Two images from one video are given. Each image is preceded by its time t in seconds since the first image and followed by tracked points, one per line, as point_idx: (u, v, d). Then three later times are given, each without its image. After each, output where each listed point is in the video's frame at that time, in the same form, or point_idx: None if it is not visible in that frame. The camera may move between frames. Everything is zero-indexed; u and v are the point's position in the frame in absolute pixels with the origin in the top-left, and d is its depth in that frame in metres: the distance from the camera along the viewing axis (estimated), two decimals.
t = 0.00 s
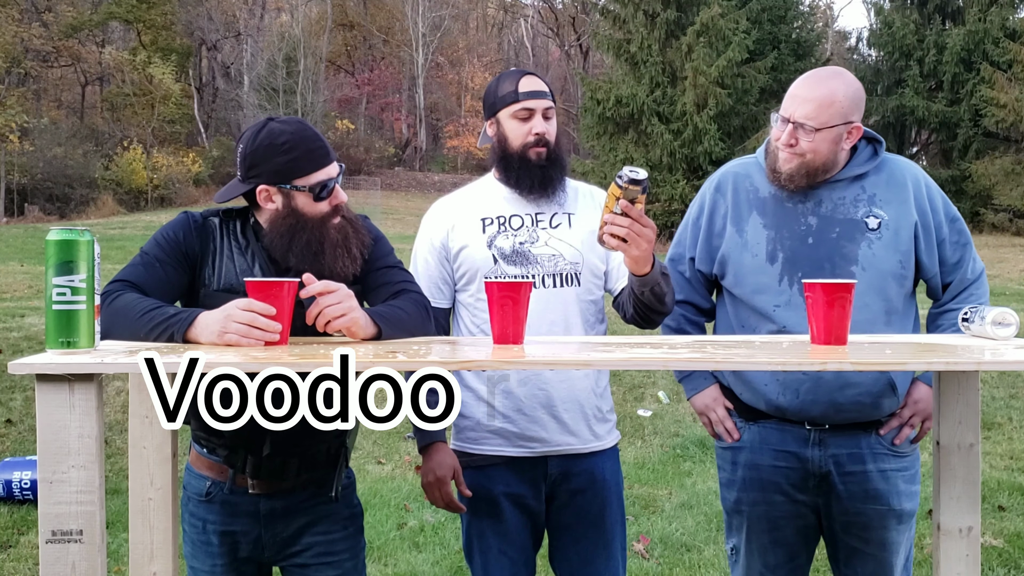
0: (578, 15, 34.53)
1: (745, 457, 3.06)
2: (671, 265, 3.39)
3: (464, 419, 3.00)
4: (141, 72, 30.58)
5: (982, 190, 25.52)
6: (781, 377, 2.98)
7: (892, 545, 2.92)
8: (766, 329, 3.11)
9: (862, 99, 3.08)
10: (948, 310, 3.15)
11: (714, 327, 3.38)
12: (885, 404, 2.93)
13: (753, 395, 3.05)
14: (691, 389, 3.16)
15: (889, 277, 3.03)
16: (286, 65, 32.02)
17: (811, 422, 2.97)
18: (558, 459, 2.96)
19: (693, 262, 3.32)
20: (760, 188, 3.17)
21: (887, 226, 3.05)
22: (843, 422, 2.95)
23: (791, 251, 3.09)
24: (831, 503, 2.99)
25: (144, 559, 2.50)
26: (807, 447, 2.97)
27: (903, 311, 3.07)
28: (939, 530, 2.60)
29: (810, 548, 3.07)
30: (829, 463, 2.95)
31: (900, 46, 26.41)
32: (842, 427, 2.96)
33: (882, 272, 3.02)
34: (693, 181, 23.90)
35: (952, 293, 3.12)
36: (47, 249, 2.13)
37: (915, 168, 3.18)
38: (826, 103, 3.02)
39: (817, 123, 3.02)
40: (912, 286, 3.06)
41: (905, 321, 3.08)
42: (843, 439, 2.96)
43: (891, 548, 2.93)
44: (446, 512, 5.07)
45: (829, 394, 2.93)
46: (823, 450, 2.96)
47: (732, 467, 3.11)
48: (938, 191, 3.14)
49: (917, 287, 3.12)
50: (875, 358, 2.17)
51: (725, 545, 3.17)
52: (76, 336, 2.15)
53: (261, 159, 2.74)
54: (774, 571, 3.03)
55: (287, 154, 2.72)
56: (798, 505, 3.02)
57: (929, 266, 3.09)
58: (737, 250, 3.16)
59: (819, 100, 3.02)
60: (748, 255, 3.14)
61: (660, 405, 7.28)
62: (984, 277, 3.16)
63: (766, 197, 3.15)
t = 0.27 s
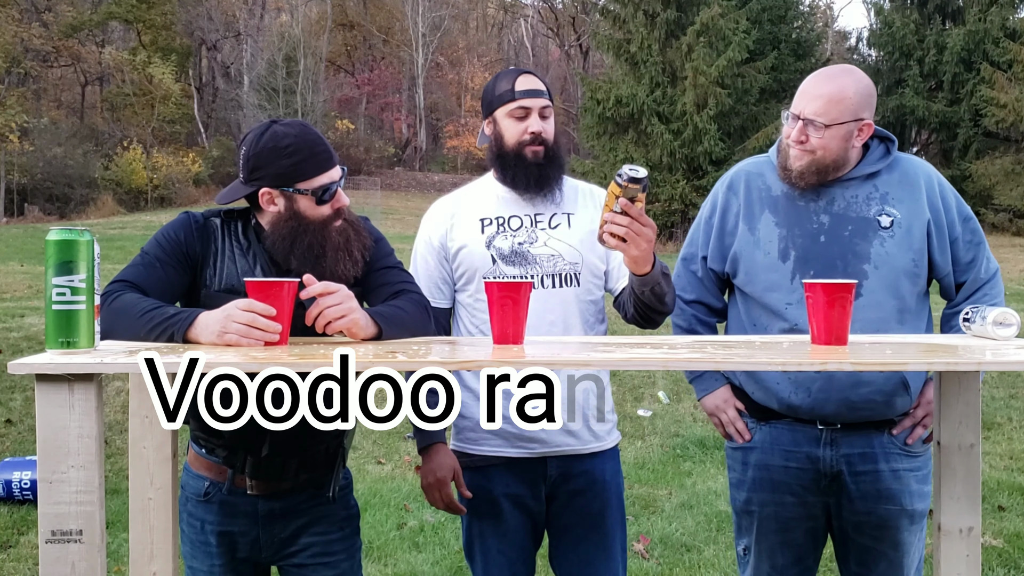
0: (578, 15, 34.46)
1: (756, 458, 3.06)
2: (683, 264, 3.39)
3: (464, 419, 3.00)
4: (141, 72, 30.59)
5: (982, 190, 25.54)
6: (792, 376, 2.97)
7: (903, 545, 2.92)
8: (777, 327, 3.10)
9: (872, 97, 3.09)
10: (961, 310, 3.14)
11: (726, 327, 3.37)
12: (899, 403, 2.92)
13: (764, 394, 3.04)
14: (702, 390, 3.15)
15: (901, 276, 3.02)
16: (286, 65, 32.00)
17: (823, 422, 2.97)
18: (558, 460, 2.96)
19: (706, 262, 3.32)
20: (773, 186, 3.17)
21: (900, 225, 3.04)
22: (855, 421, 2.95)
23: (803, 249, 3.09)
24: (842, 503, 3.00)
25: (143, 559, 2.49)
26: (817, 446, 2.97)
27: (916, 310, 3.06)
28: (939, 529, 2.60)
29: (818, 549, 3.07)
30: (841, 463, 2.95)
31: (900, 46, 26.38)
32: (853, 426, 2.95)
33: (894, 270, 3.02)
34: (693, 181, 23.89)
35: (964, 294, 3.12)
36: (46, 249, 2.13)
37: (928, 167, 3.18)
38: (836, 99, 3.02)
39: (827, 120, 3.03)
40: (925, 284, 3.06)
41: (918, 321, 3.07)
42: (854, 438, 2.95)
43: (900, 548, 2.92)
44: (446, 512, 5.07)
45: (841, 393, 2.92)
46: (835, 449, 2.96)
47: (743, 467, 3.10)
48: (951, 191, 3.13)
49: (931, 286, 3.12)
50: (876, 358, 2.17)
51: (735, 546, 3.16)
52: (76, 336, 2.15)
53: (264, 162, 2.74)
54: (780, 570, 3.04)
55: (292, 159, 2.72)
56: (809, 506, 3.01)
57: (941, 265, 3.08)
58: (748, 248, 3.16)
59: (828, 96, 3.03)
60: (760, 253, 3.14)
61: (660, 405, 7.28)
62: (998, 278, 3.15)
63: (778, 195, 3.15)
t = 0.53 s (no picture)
0: (578, 15, 34.43)
1: (759, 459, 3.06)
2: (689, 263, 3.39)
3: (464, 420, 3.00)
4: (141, 72, 30.59)
5: (982, 190, 25.55)
6: (796, 377, 2.98)
7: (905, 544, 2.92)
8: (781, 327, 3.10)
9: (878, 96, 3.09)
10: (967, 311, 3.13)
11: (731, 327, 3.37)
12: (903, 403, 2.92)
13: (767, 394, 3.05)
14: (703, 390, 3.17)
15: (907, 276, 3.02)
16: (286, 65, 32.02)
17: (826, 421, 2.98)
18: (558, 461, 2.96)
19: (712, 261, 3.32)
20: (778, 186, 3.18)
21: (906, 226, 3.04)
22: (859, 421, 2.95)
23: (808, 248, 3.09)
24: (845, 503, 3.00)
25: (143, 559, 2.49)
26: (817, 446, 2.98)
27: (921, 310, 3.06)
28: (939, 529, 2.60)
29: (821, 549, 3.06)
30: (843, 463, 2.96)
31: (900, 46, 26.38)
32: (853, 426, 2.96)
33: (899, 271, 3.02)
34: (693, 181, 23.91)
35: (971, 294, 3.11)
36: (46, 249, 2.13)
37: (935, 168, 3.17)
38: (841, 98, 3.02)
39: (832, 119, 3.03)
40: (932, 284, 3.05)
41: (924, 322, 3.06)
42: (855, 438, 2.96)
43: (902, 548, 2.92)
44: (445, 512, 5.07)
45: (843, 393, 2.93)
46: (839, 449, 2.96)
47: (747, 466, 3.10)
48: (957, 192, 3.13)
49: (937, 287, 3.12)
50: (878, 358, 2.17)
51: (738, 545, 3.16)
52: (75, 336, 2.15)
53: (266, 161, 2.73)
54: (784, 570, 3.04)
55: (294, 159, 2.72)
56: (812, 506, 3.02)
57: (947, 265, 3.08)
58: (754, 247, 3.16)
59: (832, 96, 3.03)
60: (765, 252, 3.14)
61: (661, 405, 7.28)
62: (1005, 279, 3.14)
63: (783, 194, 3.16)
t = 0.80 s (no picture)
0: (578, 15, 34.42)
1: (758, 459, 3.06)
2: (690, 263, 3.40)
3: (464, 420, 3.00)
4: (141, 72, 30.58)
5: (982, 191, 25.56)
6: (795, 377, 2.98)
7: (905, 544, 2.91)
8: (781, 327, 3.11)
9: (879, 97, 3.08)
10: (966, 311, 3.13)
11: (731, 327, 3.37)
12: (903, 403, 2.92)
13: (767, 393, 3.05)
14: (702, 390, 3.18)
15: (907, 276, 3.03)
16: (286, 65, 32.05)
17: (826, 421, 2.97)
18: (558, 462, 2.96)
19: (712, 261, 3.32)
20: (779, 186, 3.17)
21: (905, 226, 3.05)
22: (858, 421, 2.95)
23: (809, 248, 3.09)
24: (845, 502, 3.00)
25: (143, 559, 2.49)
26: (816, 446, 2.98)
27: (921, 311, 3.06)
28: (939, 529, 2.60)
29: (821, 548, 3.07)
30: (843, 462, 2.96)
31: (900, 46, 26.37)
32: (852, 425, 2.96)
33: (899, 271, 3.02)
34: (693, 181, 23.91)
35: (970, 294, 3.11)
36: (46, 249, 2.14)
37: (935, 169, 3.17)
38: (843, 98, 3.02)
39: (834, 119, 3.02)
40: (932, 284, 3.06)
41: (925, 322, 3.07)
42: (854, 437, 2.96)
43: (903, 547, 2.92)
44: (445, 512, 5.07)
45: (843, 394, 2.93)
46: (839, 448, 2.96)
47: (746, 466, 3.11)
48: (958, 193, 3.13)
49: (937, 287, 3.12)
50: (879, 358, 2.17)
51: (738, 544, 3.17)
52: (75, 336, 2.16)
53: (268, 163, 2.73)
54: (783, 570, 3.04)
55: (295, 162, 2.72)
56: (812, 506, 3.02)
57: (947, 265, 3.08)
58: (754, 247, 3.16)
59: (834, 95, 3.02)
60: (765, 253, 3.15)
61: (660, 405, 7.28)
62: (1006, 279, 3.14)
63: (784, 194, 3.16)
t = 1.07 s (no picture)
0: (578, 15, 34.41)
1: (757, 458, 3.06)
2: (686, 263, 3.39)
3: (465, 420, 2.99)
4: (141, 72, 30.55)
5: (982, 190, 25.56)
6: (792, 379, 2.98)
7: (905, 544, 2.91)
8: (779, 327, 3.10)
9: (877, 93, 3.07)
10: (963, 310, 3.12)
11: (728, 327, 3.37)
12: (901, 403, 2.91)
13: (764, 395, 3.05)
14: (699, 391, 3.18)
15: (904, 275, 3.02)
16: (286, 65, 32.08)
17: (825, 421, 2.97)
18: (559, 463, 2.96)
19: (709, 261, 3.32)
20: (776, 186, 3.17)
21: (903, 224, 3.04)
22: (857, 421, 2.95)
23: (806, 248, 3.09)
24: (843, 502, 3.00)
25: (143, 560, 2.49)
26: (815, 447, 2.97)
27: (919, 310, 3.06)
28: (940, 529, 2.60)
29: (819, 548, 3.07)
30: (841, 462, 2.95)
31: (901, 46, 26.35)
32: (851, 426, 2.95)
33: (897, 270, 3.02)
34: (693, 181, 23.92)
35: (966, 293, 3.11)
36: (45, 249, 2.13)
37: (931, 167, 3.17)
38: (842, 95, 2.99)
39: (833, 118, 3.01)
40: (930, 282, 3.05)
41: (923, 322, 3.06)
42: (854, 438, 2.95)
43: (902, 547, 2.91)
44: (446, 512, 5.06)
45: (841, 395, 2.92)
46: (836, 449, 2.96)
47: (744, 466, 3.11)
48: (954, 191, 3.13)
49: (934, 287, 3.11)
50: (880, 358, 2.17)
51: (736, 545, 3.16)
52: (75, 336, 2.15)
53: (268, 161, 2.73)
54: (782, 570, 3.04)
55: (295, 160, 2.71)
56: (810, 506, 3.02)
57: (944, 264, 3.08)
58: (752, 247, 3.16)
59: (838, 92, 2.97)
60: (763, 252, 3.14)
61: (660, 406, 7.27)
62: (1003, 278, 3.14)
63: (781, 194, 3.16)
